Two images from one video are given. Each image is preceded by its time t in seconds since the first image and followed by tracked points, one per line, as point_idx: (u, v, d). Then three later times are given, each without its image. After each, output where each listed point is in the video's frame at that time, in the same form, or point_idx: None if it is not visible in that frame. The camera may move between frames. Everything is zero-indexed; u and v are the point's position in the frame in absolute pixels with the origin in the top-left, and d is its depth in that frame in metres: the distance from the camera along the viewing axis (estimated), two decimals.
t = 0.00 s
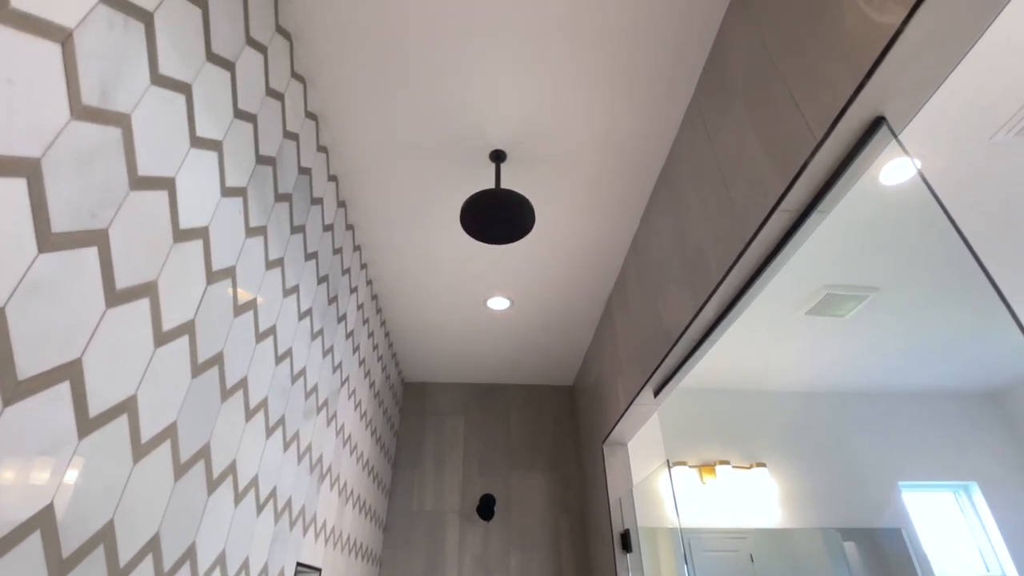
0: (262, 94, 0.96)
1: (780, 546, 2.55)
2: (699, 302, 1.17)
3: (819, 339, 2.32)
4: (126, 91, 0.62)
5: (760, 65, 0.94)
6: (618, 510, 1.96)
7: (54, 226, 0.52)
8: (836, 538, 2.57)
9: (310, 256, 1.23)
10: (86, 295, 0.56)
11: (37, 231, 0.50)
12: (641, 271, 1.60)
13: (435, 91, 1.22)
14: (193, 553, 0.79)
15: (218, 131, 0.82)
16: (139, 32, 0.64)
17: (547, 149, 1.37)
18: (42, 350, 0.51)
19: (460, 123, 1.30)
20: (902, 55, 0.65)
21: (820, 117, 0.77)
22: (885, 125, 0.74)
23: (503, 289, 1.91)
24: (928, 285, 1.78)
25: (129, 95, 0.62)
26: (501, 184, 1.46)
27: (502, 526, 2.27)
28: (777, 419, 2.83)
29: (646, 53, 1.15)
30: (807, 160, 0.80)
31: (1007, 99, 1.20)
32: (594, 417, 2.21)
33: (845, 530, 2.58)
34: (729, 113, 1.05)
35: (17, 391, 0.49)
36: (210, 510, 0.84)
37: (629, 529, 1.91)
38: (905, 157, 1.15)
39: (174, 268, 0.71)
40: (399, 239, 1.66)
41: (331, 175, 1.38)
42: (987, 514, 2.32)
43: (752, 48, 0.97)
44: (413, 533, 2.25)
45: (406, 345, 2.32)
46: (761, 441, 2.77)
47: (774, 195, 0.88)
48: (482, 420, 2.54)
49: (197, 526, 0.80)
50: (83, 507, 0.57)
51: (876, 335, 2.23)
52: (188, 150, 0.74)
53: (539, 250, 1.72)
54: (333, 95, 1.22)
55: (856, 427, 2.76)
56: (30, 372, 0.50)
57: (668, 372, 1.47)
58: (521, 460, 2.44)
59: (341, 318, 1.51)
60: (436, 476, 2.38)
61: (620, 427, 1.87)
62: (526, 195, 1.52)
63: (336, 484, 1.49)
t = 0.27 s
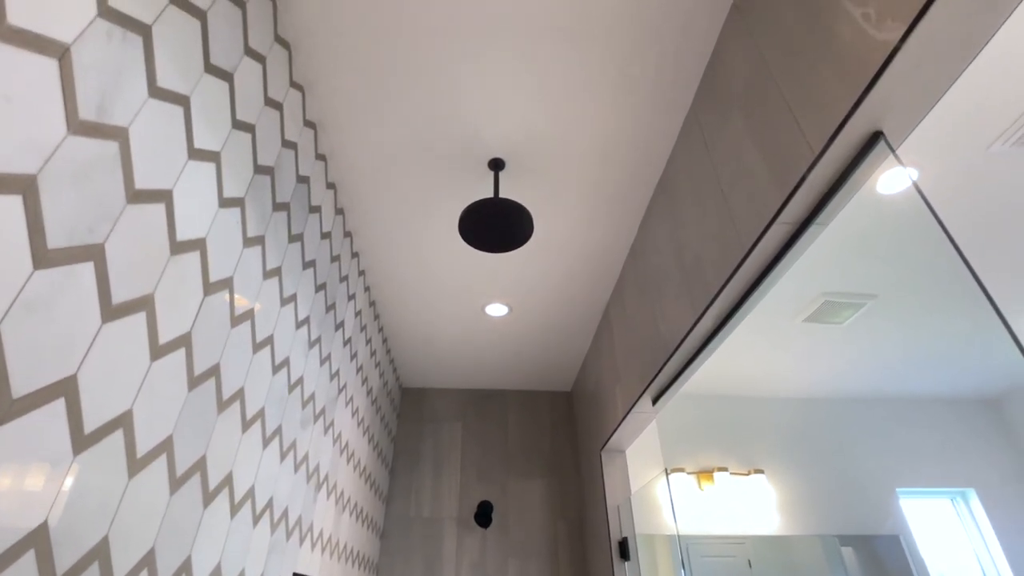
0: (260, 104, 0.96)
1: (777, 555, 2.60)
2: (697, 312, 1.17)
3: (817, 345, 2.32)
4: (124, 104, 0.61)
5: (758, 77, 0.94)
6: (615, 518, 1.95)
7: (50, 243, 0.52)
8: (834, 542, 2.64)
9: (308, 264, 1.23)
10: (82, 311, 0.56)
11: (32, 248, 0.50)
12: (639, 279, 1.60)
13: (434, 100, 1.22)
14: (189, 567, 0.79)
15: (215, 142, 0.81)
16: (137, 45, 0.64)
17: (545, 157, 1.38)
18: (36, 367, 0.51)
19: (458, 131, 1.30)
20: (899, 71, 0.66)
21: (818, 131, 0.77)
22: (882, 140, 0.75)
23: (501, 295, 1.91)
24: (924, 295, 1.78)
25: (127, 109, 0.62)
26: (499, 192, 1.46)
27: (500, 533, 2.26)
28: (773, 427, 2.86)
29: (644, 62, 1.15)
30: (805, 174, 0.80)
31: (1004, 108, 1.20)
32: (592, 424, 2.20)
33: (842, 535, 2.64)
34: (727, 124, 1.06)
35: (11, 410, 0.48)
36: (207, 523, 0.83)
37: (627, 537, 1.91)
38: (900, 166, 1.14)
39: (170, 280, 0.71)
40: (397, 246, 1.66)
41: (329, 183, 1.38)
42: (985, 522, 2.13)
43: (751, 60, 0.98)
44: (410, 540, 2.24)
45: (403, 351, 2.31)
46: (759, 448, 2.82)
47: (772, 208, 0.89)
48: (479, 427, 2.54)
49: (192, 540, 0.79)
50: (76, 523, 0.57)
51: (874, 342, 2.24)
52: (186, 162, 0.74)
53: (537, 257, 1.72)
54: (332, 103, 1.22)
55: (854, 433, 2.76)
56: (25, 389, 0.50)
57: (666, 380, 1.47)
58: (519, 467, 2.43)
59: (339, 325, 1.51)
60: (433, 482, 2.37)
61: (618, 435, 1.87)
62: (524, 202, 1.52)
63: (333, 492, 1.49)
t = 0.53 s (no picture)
0: (260, 110, 0.96)
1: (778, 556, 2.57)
2: (696, 318, 1.17)
3: (815, 348, 2.32)
4: (124, 112, 0.61)
5: (757, 84, 0.94)
6: (614, 521, 1.96)
7: (50, 251, 0.52)
8: (831, 544, 2.59)
9: (307, 268, 1.23)
10: (81, 318, 0.56)
11: (32, 257, 0.50)
12: (638, 283, 1.61)
13: (433, 105, 1.23)
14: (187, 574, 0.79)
15: (215, 148, 0.81)
16: (137, 53, 0.64)
17: (545, 162, 1.38)
18: (36, 376, 0.51)
19: (458, 136, 1.30)
20: (898, 81, 0.66)
21: (817, 140, 0.77)
22: (881, 149, 0.75)
23: (500, 299, 1.91)
24: (919, 301, 1.79)
25: (127, 116, 0.62)
26: (499, 197, 1.46)
27: (498, 537, 2.26)
28: (770, 431, 2.83)
29: (644, 68, 1.15)
30: (804, 182, 0.80)
31: (1000, 116, 1.21)
32: (590, 428, 2.21)
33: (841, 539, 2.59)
34: (725, 130, 1.06)
35: (10, 421, 0.48)
36: (205, 529, 0.83)
37: (626, 540, 1.91)
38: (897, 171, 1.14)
39: (170, 286, 0.71)
40: (396, 250, 1.66)
41: (329, 187, 1.38)
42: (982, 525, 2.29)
43: (750, 67, 0.98)
44: (408, 543, 2.24)
45: (402, 354, 2.31)
46: (756, 452, 2.79)
47: (771, 215, 0.89)
48: (477, 430, 2.53)
49: (191, 547, 0.79)
50: (75, 531, 0.56)
51: (871, 345, 2.24)
52: (186, 169, 0.74)
53: (535, 261, 1.72)
54: (331, 108, 1.22)
55: (852, 437, 2.76)
56: (24, 399, 0.49)
57: (665, 384, 1.47)
58: (517, 471, 2.43)
59: (338, 329, 1.50)
60: (432, 486, 2.37)
61: (616, 439, 1.87)
62: (523, 207, 1.52)
63: (331, 497, 1.48)
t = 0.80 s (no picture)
0: (259, 111, 0.96)
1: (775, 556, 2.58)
2: (695, 320, 1.18)
3: (812, 350, 2.33)
4: (124, 114, 0.61)
5: (756, 87, 0.95)
6: (612, 522, 1.96)
7: (50, 254, 0.52)
8: (828, 544, 2.60)
9: (306, 270, 1.23)
10: (81, 320, 0.56)
11: (32, 260, 0.50)
12: (636, 285, 1.61)
13: (433, 107, 1.23)
14: None
15: (215, 150, 0.81)
16: (137, 54, 0.64)
17: (544, 163, 1.38)
18: (35, 379, 0.51)
19: (457, 137, 1.31)
20: (897, 85, 0.66)
21: (816, 143, 0.78)
22: (880, 152, 0.75)
23: (498, 300, 1.91)
24: (917, 302, 1.80)
25: (127, 118, 0.62)
26: (498, 198, 1.46)
27: (496, 538, 2.26)
28: (768, 431, 2.85)
29: (643, 71, 1.16)
30: (803, 185, 0.80)
31: (996, 121, 1.22)
32: (589, 429, 2.21)
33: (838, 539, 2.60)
34: (724, 133, 1.06)
35: (8, 424, 0.48)
36: (203, 531, 0.83)
37: (624, 541, 1.91)
38: (896, 173, 1.14)
39: (169, 288, 0.71)
40: (395, 251, 1.66)
41: (328, 188, 1.38)
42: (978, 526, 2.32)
43: (749, 70, 0.98)
44: (406, 544, 2.24)
45: (400, 355, 2.31)
46: (753, 453, 2.80)
47: (770, 218, 0.89)
48: (476, 431, 2.53)
49: (189, 549, 0.79)
50: (74, 533, 0.56)
51: (869, 347, 2.25)
52: (185, 170, 0.74)
53: (534, 263, 1.72)
54: (331, 109, 1.23)
55: (849, 438, 2.77)
56: (23, 402, 0.49)
57: (664, 386, 1.47)
58: (516, 472, 2.43)
59: (336, 330, 1.50)
60: (430, 487, 2.37)
61: (615, 440, 1.87)
62: (522, 208, 1.52)
63: (330, 497, 1.48)
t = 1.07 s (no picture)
0: (257, 108, 0.96)
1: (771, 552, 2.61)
2: (693, 318, 1.18)
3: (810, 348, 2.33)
4: (121, 109, 0.61)
5: (755, 85, 0.94)
6: (610, 520, 1.96)
7: (47, 249, 0.52)
8: (824, 542, 2.64)
9: (304, 267, 1.23)
10: (77, 317, 0.56)
11: (27, 255, 0.49)
12: (634, 284, 1.61)
13: (431, 104, 1.22)
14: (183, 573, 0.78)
15: (213, 146, 0.81)
16: (134, 49, 0.63)
17: (542, 161, 1.38)
18: (31, 374, 0.50)
19: (456, 135, 1.30)
20: (896, 83, 0.66)
21: (814, 141, 0.78)
22: (879, 150, 0.75)
23: (496, 298, 1.91)
24: (914, 301, 1.82)
25: (124, 114, 0.61)
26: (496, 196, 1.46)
27: (494, 536, 2.26)
28: (765, 430, 2.86)
29: (642, 68, 1.16)
30: (802, 183, 0.80)
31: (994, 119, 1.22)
32: (587, 427, 2.21)
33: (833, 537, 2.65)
34: (723, 131, 1.06)
35: (4, 420, 0.48)
36: (201, 529, 0.83)
37: (621, 539, 1.91)
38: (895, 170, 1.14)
39: (166, 285, 0.71)
40: (393, 249, 1.66)
41: (326, 186, 1.38)
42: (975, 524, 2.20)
43: (748, 68, 0.98)
44: (404, 542, 2.24)
45: (399, 352, 2.31)
46: (751, 451, 2.83)
47: (769, 216, 0.89)
48: (474, 429, 2.54)
49: (186, 546, 0.79)
50: (70, 530, 0.56)
51: (867, 346, 2.26)
52: (182, 167, 0.74)
53: (533, 261, 1.72)
54: (329, 106, 1.22)
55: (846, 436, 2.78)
56: (19, 397, 0.49)
57: (662, 383, 1.47)
58: (514, 470, 2.43)
59: (335, 328, 1.51)
60: (428, 485, 2.37)
61: (613, 438, 1.88)
62: (521, 206, 1.52)
63: (328, 495, 1.49)
